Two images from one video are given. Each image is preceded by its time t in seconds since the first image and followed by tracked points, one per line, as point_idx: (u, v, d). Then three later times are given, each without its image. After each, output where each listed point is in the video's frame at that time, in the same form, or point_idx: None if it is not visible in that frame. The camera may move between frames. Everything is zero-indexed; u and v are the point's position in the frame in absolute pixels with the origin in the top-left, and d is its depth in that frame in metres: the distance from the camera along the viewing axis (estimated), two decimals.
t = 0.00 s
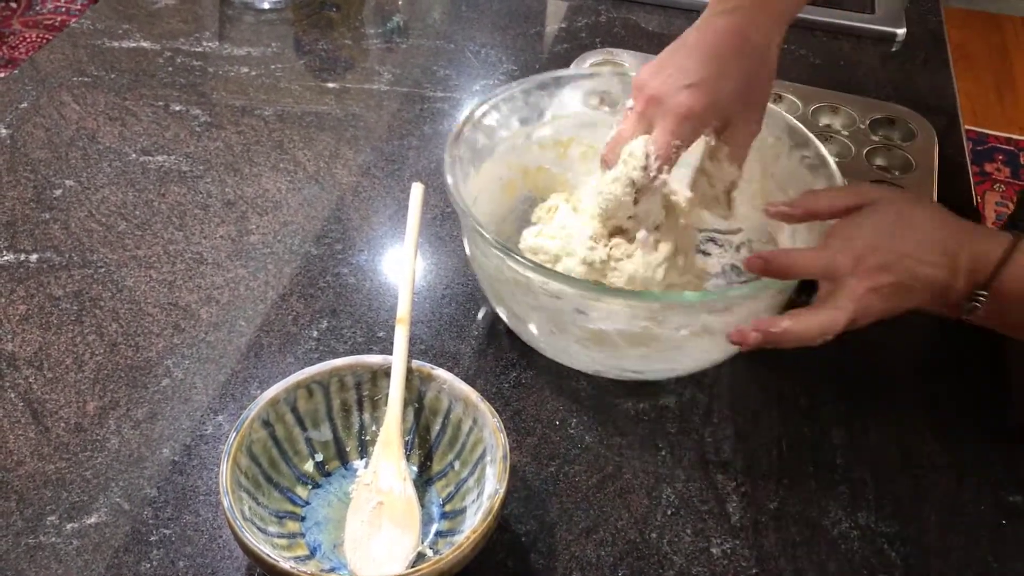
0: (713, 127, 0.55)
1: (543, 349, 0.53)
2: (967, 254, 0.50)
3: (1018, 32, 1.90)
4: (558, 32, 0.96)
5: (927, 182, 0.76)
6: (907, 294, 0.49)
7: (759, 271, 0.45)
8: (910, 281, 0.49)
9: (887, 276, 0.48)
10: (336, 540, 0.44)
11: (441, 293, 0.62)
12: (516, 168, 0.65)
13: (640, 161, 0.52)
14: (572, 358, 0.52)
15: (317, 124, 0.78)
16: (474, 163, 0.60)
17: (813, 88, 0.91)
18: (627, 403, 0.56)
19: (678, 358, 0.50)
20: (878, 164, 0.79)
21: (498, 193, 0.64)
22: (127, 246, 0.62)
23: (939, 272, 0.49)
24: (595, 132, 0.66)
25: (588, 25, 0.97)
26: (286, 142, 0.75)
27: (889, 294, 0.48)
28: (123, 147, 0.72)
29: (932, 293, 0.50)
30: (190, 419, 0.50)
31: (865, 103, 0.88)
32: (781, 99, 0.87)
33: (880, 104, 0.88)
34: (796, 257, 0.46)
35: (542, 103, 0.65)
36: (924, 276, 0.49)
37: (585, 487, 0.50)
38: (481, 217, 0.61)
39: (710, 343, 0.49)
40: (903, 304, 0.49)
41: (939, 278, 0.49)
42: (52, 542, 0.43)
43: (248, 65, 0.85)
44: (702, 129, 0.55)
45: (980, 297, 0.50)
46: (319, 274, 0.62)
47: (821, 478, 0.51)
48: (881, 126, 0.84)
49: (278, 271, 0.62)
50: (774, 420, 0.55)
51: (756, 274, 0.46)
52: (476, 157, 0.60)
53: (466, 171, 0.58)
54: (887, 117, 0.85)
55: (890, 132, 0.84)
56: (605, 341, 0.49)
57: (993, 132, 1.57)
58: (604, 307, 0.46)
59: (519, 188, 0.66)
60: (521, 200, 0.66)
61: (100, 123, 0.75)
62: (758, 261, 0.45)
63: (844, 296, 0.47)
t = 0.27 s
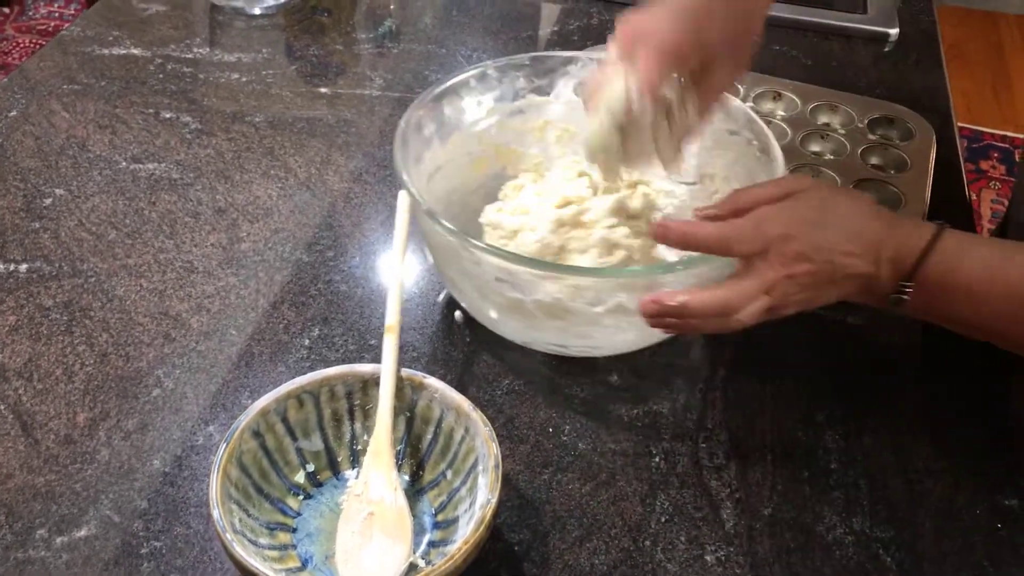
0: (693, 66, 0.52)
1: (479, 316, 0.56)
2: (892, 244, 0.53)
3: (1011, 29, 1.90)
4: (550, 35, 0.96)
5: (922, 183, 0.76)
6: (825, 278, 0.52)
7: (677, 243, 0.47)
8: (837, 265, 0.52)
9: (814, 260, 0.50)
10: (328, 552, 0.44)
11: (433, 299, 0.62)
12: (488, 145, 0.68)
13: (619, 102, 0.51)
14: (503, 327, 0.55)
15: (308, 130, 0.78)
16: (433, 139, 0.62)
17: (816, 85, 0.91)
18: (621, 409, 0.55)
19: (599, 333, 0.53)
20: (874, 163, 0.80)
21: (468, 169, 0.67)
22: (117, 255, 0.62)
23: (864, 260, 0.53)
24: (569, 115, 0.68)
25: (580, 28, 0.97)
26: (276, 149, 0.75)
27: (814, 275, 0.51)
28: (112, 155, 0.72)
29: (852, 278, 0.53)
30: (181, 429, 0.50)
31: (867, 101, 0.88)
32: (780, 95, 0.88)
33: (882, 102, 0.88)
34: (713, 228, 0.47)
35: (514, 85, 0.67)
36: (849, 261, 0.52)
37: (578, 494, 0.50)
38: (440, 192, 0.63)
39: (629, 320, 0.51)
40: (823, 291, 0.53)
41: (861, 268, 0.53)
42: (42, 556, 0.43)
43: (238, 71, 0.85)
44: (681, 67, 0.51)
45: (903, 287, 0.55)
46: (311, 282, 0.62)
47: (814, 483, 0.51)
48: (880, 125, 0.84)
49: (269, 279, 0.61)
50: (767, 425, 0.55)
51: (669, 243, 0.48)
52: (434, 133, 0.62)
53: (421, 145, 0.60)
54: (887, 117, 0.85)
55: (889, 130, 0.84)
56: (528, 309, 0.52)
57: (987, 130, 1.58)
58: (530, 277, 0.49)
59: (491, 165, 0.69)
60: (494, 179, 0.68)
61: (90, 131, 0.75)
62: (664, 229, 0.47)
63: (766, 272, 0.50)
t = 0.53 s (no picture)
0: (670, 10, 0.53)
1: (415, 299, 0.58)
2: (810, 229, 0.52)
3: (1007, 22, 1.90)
4: (543, 37, 0.95)
5: (918, 182, 0.76)
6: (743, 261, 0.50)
7: (581, 214, 0.45)
8: (754, 246, 0.49)
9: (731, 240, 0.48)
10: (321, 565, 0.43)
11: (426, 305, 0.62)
12: (443, 127, 0.71)
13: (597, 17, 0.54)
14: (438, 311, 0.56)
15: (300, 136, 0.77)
16: (385, 116, 0.65)
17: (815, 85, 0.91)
18: (615, 416, 0.55)
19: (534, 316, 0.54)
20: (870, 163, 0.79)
21: (421, 149, 0.70)
22: (108, 264, 0.62)
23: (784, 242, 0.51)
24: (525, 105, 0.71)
25: (573, 29, 0.97)
26: (268, 155, 0.75)
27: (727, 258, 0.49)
28: (103, 162, 0.72)
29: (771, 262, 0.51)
30: (172, 441, 0.50)
31: (866, 100, 0.87)
32: (778, 95, 0.88)
33: (881, 101, 0.87)
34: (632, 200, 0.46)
35: (474, 71, 0.70)
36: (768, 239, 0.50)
37: (573, 503, 0.49)
38: (387, 167, 0.67)
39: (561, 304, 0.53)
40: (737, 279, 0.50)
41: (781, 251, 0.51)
42: (32, 572, 0.43)
43: (230, 76, 0.85)
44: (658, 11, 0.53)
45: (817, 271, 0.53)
46: (303, 290, 0.61)
47: (810, 489, 0.51)
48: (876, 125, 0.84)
49: (261, 288, 0.61)
50: (762, 430, 0.55)
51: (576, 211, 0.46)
52: (386, 109, 0.66)
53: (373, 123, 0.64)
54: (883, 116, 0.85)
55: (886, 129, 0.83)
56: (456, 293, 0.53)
57: (983, 124, 1.57)
58: (461, 260, 0.50)
59: (446, 147, 0.72)
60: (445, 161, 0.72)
61: (81, 138, 0.74)
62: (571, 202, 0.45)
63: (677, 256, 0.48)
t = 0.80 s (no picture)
0: None
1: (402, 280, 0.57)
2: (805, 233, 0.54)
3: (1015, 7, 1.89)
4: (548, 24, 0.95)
5: (928, 169, 0.75)
6: (733, 250, 0.52)
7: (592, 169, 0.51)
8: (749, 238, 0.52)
9: (725, 214, 0.51)
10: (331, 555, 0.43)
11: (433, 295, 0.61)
12: (441, 109, 0.71)
13: None
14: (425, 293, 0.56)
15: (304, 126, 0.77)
16: (380, 97, 0.65)
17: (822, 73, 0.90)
18: (624, 405, 0.54)
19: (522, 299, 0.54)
20: (879, 151, 0.79)
21: (417, 131, 0.70)
22: (113, 255, 0.61)
23: (783, 240, 0.53)
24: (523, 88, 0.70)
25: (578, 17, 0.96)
26: (273, 145, 0.74)
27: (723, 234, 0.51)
28: (107, 154, 0.71)
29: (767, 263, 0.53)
30: (180, 433, 0.49)
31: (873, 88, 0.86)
32: (786, 83, 0.87)
33: (888, 89, 0.86)
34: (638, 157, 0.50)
35: (473, 53, 0.70)
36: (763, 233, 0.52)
37: (583, 493, 0.49)
38: (381, 147, 0.67)
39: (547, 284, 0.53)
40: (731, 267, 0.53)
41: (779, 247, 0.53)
42: (41, 564, 0.43)
43: (233, 66, 0.84)
44: None
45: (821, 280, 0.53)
46: (310, 280, 0.61)
47: (822, 478, 0.51)
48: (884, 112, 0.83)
49: (267, 278, 0.61)
50: (773, 419, 0.54)
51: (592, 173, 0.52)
52: (380, 90, 0.65)
53: (366, 103, 0.64)
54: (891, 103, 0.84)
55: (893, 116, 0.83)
56: (443, 275, 0.53)
57: (990, 112, 1.55)
58: (447, 242, 0.49)
59: (445, 129, 0.71)
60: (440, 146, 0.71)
61: (84, 129, 0.74)
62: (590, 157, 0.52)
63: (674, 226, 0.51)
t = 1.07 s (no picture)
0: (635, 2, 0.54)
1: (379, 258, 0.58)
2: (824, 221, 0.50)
3: None
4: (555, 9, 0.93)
5: (938, 155, 0.74)
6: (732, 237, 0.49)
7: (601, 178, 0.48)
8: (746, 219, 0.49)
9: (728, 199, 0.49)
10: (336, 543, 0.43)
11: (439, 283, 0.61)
12: (461, 77, 0.71)
13: None
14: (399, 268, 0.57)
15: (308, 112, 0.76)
16: (392, 49, 0.68)
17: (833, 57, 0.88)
18: (631, 393, 0.54)
19: (493, 269, 0.55)
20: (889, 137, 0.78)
21: (433, 93, 0.71)
22: (117, 242, 0.61)
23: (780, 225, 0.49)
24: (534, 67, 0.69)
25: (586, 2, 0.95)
26: (277, 131, 0.73)
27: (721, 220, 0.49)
28: (111, 140, 0.71)
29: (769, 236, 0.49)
30: (184, 420, 0.49)
31: (884, 73, 0.85)
32: (796, 67, 0.85)
33: (899, 74, 0.85)
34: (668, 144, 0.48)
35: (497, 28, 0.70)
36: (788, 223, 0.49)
37: (589, 481, 0.49)
38: (387, 98, 0.69)
39: (514, 253, 0.53)
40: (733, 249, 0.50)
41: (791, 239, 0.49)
42: (46, 551, 0.43)
43: (237, 52, 0.83)
44: None
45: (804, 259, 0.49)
46: (314, 267, 0.61)
47: (830, 466, 0.50)
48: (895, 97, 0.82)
49: (272, 265, 0.60)
50: (780, 407, 0.54)
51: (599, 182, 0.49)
52: (394, 41, 0.68)
53: (375, 51, 0.67)
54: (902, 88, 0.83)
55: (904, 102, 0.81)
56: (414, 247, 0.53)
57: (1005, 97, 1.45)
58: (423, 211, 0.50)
59: (462, 96, 0.72)
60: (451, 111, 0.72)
61: (88, 116, 0.73)
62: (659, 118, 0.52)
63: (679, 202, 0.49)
